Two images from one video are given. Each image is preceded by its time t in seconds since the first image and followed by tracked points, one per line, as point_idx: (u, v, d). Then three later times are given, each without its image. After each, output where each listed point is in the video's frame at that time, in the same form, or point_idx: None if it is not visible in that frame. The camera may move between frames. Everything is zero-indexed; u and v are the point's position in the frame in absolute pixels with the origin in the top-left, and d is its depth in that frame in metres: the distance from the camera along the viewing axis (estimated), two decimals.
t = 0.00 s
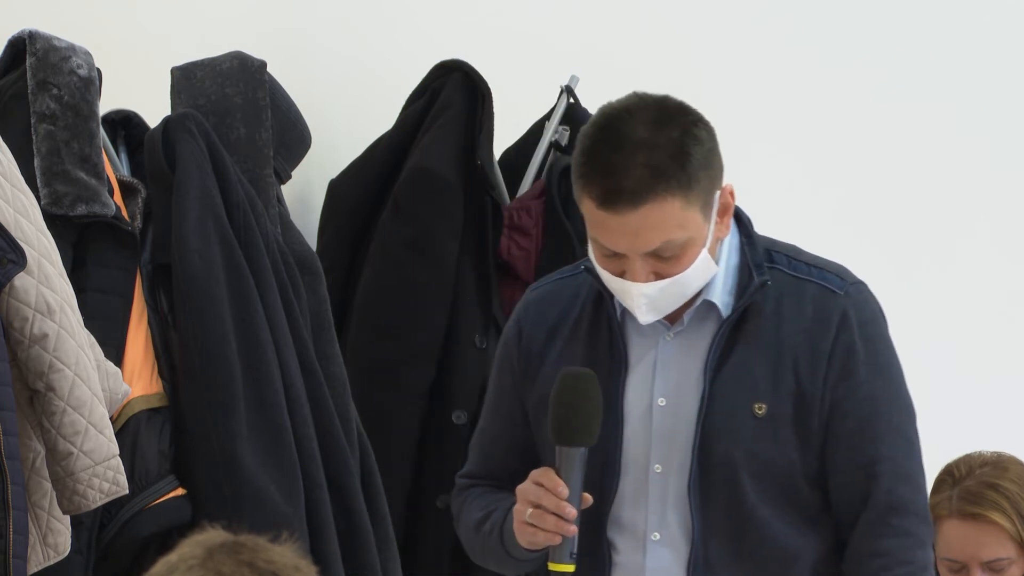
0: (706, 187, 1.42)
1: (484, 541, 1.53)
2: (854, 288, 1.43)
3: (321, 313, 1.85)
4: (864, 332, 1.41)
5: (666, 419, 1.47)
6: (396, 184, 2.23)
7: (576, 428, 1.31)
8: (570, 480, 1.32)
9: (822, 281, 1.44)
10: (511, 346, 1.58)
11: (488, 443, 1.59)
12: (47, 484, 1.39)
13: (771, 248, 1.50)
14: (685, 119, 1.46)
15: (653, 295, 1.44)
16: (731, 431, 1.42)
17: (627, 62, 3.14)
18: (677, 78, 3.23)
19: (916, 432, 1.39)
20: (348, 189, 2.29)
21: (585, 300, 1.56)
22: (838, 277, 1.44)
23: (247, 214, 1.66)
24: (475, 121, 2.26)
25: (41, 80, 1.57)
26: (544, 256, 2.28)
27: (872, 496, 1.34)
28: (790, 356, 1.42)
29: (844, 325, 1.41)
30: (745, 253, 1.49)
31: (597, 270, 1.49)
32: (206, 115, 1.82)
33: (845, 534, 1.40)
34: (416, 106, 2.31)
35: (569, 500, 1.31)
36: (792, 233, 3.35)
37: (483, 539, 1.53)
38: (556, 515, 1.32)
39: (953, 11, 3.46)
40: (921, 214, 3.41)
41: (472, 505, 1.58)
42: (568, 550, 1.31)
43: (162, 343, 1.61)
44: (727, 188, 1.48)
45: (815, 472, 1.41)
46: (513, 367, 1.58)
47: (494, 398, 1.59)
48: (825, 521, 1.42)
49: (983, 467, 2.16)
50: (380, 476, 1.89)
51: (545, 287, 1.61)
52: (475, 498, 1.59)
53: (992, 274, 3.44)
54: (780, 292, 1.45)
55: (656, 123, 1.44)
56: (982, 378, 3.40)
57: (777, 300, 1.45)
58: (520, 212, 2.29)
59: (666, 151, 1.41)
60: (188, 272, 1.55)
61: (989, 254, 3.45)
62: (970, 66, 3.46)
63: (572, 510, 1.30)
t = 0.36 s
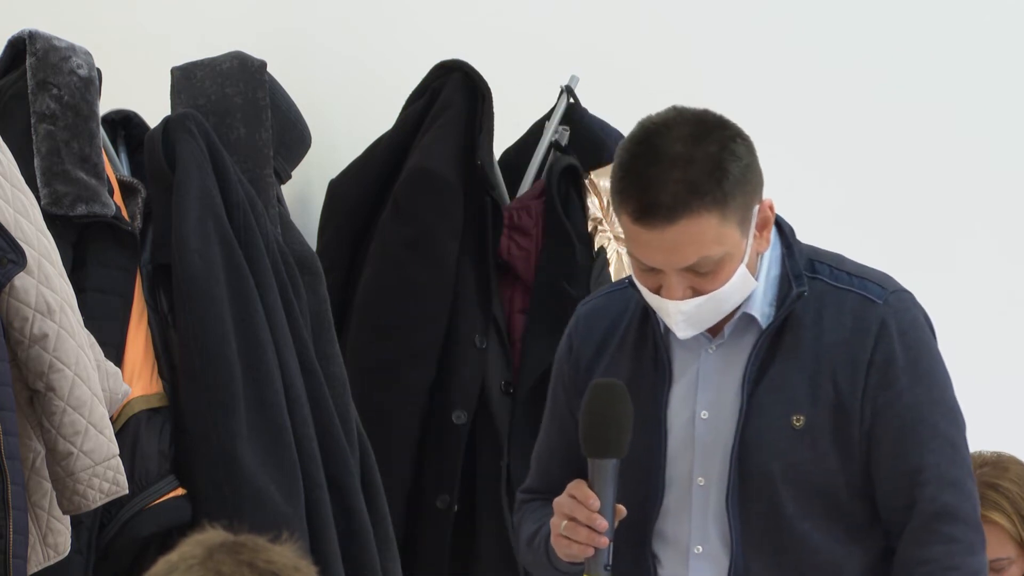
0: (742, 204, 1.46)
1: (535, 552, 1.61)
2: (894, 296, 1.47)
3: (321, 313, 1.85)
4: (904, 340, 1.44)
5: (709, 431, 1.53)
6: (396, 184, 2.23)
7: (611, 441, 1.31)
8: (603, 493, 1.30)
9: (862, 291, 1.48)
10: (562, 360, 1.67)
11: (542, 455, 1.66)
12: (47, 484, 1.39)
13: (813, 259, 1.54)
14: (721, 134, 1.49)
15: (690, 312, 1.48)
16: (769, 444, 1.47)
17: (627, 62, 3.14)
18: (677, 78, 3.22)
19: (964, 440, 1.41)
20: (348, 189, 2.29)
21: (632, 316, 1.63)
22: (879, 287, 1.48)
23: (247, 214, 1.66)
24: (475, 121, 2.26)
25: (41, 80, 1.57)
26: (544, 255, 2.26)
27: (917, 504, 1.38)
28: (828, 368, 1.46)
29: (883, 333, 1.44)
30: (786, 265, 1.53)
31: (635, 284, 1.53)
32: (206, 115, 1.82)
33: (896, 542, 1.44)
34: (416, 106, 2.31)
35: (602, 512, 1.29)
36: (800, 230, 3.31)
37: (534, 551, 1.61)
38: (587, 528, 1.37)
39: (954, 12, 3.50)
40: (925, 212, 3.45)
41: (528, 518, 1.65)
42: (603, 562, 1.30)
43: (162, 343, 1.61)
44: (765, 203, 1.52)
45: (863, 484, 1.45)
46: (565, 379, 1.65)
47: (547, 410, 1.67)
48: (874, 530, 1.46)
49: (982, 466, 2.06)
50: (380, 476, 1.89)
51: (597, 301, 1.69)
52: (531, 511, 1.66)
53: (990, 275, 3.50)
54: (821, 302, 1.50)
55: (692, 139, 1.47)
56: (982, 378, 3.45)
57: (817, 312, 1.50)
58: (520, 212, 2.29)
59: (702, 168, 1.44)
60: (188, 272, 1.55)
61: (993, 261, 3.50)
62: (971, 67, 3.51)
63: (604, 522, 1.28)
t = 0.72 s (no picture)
0: (778, 199, 1.45)
1: (550, 540, 1.62)
2: (920, 300, 1.45)
3: (321, 313, 1.85)
4: (927, 343, 1.42)
5: (728, 424, 1.53)
6: (396, 183, 2.23)
7: (628, 429, 1.35)
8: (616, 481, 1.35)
9: (887, 292, 1.46)
10: (588, 349, 1.67)
11: (562, 446, 1.67)
12: (46, 484, 1.39)
13: (841, 258, 1.53)
14: (762, 130, 1.49)
15: (713, 302, 1.47)
16: (789, 440, 1.46)
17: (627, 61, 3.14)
18: (677, 78, 3.22)
19: (982, 446, 1.40)
20: (348, 189, 2.28)
21: (659, 307, 1.64)
22: (905, 289, 1.46)
23: (247, 214, 1.66)
24: (475, 121, 2.26)
25: (41, 80, 1.57)
26: (544, 255, 2.26)
27: (933, 506, 1.37)
28: (850, 366, 1.45)
29: (906, 336, 1.43)
30: (813, 263, 1.52)
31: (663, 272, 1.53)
32: (206, 115, 1.82)
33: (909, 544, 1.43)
34: (416, 106, 2.31)
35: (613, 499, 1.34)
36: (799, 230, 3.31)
37: (548, 538, 1.62)
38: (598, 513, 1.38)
39: (953, 13, 3.51)
40: (926, 212, 3.46)
41: (546, 506, 1.66)
42: (613, 549, 1.32)
43: (162, 343, 1.61)
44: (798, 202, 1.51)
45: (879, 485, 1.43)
46: (590, 369, 1.66)
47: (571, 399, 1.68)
48: (887, 531, 1.45)
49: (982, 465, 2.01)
50: (380, 476, 1.89)
51: (627, 291, 1.69)
52: (550, 500, 1.67)
53: (989, 276, 3.51)
54: (845, 302, 1.49)
55: (733, 132, 1.47)
56: (981, 378, 3.45)
57: (841, 311, 1.48)
58: (519, 212, 2.29)
59: (740, 160, 1.44)
60: (188, 272, 1.55)
61: (993, 261, 3.52)
62: (971, 68, 3.53)
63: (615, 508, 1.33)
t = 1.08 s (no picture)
0: (796, 201, 1.44)
1: (561, 540, 1.59)
2: (931, 306, 1.43)
3: (321, 313, 1.85)
4: (936, 349, 1.41)
5: (735, 424, 1.51)
6: (396, 184, 2.23)
7: (653, 429, 1.32)
8: (642, 479, 1.33)
9: (897, 297, 1.44)
10: (596, 347, 1.65)
11: (567, 443, 1.66)
12: (47, 484, 1.39)
13: (852, 260, 1.51)
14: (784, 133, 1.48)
15: (726, 300, 1.46)
16: (797, 440, 1.44)
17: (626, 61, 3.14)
18: (677, 77, 3.22)
19: (986, 453, 1.39)
20: (348, 189, 2.28)
21: (668, 305, 1.61)
22: (915, 294, 1.44)
23: (247, 214, 1.66)
24: (475, 121, 2.26)
25: (41, 80, 1.57)
26: (543, 255, 2.26)
27: (935, 514, 1.36)
28: (859, 368, 1.43)
29: (915, 341, 1.41)
30: (825, 264, 1.50)
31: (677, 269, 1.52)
32: (206, 115, 1.82)
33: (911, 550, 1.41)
34: (416, 106, 2.31)
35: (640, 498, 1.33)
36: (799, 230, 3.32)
37: (559, 539, 1.59)
38: (626, 513, 1.35)
39: (953, 13, 3.52)
40: (926, 212, 3.46)
41: (550, 507, 1.63)
42: (639, 549, 1.33)
43: (162, 343, 1.61)
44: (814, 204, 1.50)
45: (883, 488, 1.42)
46: (597, 368, 1.64)
47: (577, 396, 1.66)
48: (890, 536, 1.43)
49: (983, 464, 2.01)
50: (380, 475, 1.89)
51: (635, 289, 1.66)
52: (555, 499, 1.65)
53: (989, 276, 3.51)
54: (855, 305, 1.46)
55: (758, 131, 1.46)
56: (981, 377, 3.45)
57: (851, 313, 1.46)
58: (519, 212, 2.29)
59: (763, 159, 1.43)
60: (188, 272, 1.55)
61: (993, 261, 3.52)
62: (971, 68, 3.53)
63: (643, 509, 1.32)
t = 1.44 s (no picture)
0: (798, 183, 1.45)
1: (572, 540, 1.55)
2: (932, 301, 1.42)
3: (321, 313, 1.85)
4: (939, 343, 1.40)
5: (738, 421, 1.49)
6: (396, 183, 2.23)
7: (674, 429, 1.32)
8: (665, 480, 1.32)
9: (900, 292, 1.44)
10: (598, 346, 1.63)
11: (569, 442, 1.64)
12: (47, 484, 1.39)
13: (853, 257, 1.49)
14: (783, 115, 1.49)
15: (728, 285, 1.45)
16: (800, 435, 1.42)
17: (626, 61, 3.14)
18: (677, 77, 3.22)
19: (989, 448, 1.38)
20: (348, 189, 2.28)
21: (671, 302, 1.59)
22: (917, 289, 1.43)
23: (247, 214, 1.67)
24: (475, 121, 2.26)
25: (41, 80, 1.57)
26: (543, 255, 2.26)
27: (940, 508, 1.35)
28: (862, 363, 1.42)
29: (918, 336, 1.40)
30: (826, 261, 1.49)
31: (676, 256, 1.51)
32: (206, 115, 1.82)
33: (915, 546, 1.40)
34: (416, 106, 2.32)
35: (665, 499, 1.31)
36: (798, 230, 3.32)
37: (570, 541, 1.56)
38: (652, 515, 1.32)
39: (953, 13, 3.52)
40: (926, 212, 3.46)
41: (557, 508, 1.60)
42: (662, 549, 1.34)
43: (162, 343, 1.61)
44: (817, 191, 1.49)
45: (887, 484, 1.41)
46: (598, 366, 1.62)
47: (578, 396, 1.65)
48: (893, 532, 1.42)
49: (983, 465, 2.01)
50: (379, 475, 1.89)
51: (638, 289, 1.64)
52: (561, 499, 1.62)
53: (989, 276, 3.51)
54: (857, 301, 1.45)
55: (758, 113, 1.47)
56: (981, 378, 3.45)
57: (854, 308, 1.45)
58: (520, 211, 2.29)
59: (764, 139, 1.44)
60: (188, 272, 1.55)
61: (993, 261, 3.52)
62: (971, 68, 3.53)
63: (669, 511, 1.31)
